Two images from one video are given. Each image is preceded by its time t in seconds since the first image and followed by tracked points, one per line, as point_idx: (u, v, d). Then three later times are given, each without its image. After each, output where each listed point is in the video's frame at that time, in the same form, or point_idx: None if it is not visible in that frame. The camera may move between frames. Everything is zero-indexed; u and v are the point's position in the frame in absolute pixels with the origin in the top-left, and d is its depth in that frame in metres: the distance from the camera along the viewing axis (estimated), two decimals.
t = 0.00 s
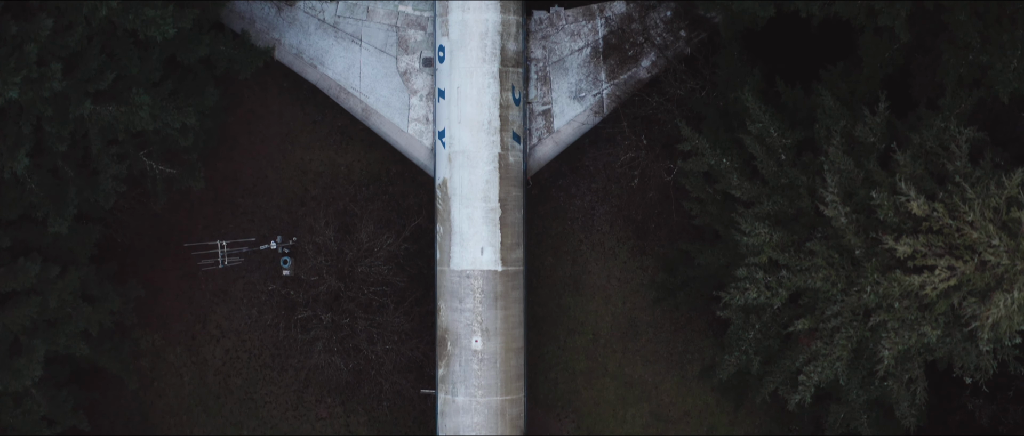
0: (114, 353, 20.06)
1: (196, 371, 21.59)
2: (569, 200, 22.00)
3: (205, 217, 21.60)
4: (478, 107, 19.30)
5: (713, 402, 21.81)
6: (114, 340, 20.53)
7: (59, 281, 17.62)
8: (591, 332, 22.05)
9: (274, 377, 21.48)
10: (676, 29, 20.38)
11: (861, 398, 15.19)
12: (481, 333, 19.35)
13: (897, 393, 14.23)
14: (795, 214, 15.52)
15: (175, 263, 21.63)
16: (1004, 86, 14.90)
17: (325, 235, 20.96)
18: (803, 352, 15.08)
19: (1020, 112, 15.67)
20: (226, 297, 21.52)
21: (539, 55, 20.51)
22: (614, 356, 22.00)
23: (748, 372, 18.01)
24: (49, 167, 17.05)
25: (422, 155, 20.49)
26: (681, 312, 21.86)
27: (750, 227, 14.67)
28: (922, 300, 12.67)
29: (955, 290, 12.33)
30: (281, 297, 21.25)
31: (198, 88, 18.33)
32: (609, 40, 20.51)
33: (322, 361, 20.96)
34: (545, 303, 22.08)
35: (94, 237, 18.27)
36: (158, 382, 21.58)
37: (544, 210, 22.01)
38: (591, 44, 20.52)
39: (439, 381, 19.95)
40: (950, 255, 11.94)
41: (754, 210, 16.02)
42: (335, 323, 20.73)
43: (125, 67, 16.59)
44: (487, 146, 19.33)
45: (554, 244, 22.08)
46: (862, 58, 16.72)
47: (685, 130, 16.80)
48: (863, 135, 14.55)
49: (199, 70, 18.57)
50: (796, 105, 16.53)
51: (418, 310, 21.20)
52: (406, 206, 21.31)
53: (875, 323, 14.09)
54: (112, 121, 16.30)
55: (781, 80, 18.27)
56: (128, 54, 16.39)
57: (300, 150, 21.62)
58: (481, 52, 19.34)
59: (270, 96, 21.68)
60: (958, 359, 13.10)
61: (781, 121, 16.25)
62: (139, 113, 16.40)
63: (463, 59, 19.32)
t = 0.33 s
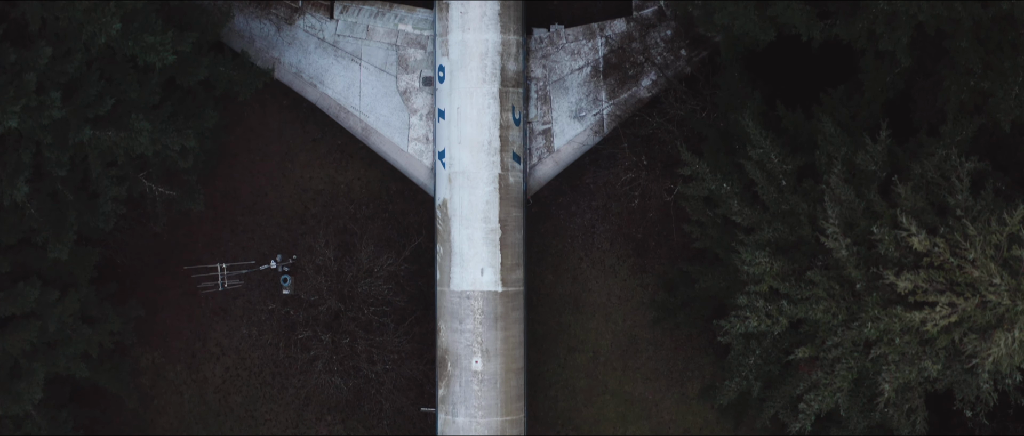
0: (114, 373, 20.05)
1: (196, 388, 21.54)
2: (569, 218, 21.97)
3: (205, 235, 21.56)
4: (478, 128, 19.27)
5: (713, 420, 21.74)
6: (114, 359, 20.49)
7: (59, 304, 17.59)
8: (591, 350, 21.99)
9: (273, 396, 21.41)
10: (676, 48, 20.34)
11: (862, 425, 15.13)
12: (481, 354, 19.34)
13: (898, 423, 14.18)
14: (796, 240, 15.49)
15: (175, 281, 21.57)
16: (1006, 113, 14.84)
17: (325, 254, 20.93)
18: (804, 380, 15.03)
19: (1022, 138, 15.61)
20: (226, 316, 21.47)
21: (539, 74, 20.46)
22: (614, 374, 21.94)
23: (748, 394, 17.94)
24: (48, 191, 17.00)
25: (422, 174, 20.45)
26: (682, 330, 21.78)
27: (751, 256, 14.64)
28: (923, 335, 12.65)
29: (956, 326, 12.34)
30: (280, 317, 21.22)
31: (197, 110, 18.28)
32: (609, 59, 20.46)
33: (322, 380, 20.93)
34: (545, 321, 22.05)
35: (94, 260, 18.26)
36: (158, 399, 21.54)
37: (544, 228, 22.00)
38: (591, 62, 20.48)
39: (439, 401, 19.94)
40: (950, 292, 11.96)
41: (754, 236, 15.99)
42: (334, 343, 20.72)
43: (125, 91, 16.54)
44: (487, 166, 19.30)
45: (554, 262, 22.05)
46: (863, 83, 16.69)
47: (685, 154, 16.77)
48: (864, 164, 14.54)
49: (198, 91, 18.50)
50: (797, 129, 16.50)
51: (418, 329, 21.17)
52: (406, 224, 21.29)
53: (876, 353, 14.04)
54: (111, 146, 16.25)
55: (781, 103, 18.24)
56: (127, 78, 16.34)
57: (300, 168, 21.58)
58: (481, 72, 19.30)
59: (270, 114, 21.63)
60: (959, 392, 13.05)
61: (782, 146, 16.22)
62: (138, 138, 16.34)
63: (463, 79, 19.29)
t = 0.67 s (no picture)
0: (114, 393, 20.03)
1: (196, 406, 21.50)
2: (569, 236, 21.95)
3: (205, 253, 21.51)
4: (478, 148, 19.24)
5: None
6: (114, 379, 20.45)
7: (60, 327, 17.58)
8: (592, 367, 21.95)
9: (273, 413, 21.36)
10: (677, 67, 20.31)
11: None
12: (481, 374, 19.34)
13: None
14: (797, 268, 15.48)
15: (175, 299, 21.52)
16: (1008, 141, 14.79)
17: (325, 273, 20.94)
18: (805, 407, 15.00)
19: None
20: (226, 334, 21.41)
21: (539, 93, 20.41)
22: (615, 392, 21.90)
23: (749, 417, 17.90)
24: (48, 215, 16.95)
25: (422, 194, 20.43)
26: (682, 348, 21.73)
27: (752, 285, 14.65)
28: (924, 370, 12.66)
29: (958, 362, 12.36)
30: (280, 336, 21.18)
31: (197, 132, 18.23)
32: (610, 78, 20.44)
33: (322, 398, 20.92)
34: (545, 339, 22.02)
35: (94, 282, 18.23)
36: (158, 417, 21.51)
37: (544, 245, 21.97)
38: (591, 82, 20.44)
39: (439, 421, 19.95)
40: (951, 328, 11.98)
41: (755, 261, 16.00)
42: (334, 361, 20.69)
43: (123, 116, 16.48)
44: (487, 187, 19.27)
45: (553, 280, 22.01)
46: (864, 106, 16.66)
47: (686, 179, 16.74)
48: (865, 191, 14.53)
49: (198, 112, 18.45)
50: (798, 153, 16.49)
51: (418, 347, 21.16)
52: (406, 242, 21.29)
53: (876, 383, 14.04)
54: (111, 171, 16.21)
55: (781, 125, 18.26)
56: (127, 103, 16.28)
57: (300, 186, 21.55)
58: (481, 92, 19.27)
59: (269, 132, 21.58)
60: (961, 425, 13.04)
61: (783, 171, 16.20)
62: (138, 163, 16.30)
63: (463, 100, 19.26)
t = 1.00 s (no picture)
0: (115, 413, 19.96)
1: (196, 424, 21.42)
2: (570, 254, 21.91)
3: (205, 271, 21.44)
4: (478, 169, 19.20)
5: None
6: (114, 398, 20.37)
7: (59, 350, 17.53)
8: (592, 386, 21.87)
9: (274, 432, 21.31)
10: (677, 87, 20.27)
11: None
12: (481, 395, 19.32)
13: None
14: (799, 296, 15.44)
15: (175, 317, 21.43)
16: (1011, 170, 14.72)
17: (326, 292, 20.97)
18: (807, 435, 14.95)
19: None
20: (226, 352, 21.32)
21: (540, 112, 20.35)
22: (615, 410, 21.81)
23: None
24: (48, 238, 16.90)
25: (423, 213, 20.40)
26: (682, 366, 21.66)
27: (754, 315, 14.68)
28: (926, 405, 12.72)
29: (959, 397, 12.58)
30: (281, 356, 21.12)
31: (197, 154, 18.19)
32: (610, 98, 20.39)
33: (323, 417, 20.92)
34: (546, 357, 21.93)
35: (94, 304, 18.19)
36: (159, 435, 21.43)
37: (544, 263, 21.90)
38: (592, 101, 20.39)
39: None
40: (953, 364, 12.08)
41: (757, 287, 16.00)
42: (335, 380, 20.66)
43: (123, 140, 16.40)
44: (487, 208, 19.24)
45: (554, 298, 21.94)
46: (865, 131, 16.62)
47: (687, 203, 16.67)
48: (867, 220, 14.51)
49: (197, 134, 18.39)
50: (800, 177, 16.47)
51: (418, 365, 21.14)
52: (406, 260, 21.28)
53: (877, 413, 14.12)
54: (111, 196, 16.15)
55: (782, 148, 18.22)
56: (127, 127, 16.23)
57: (300, 204, 21.52)
58: (482, 113, 19.23)
59: (269, 151, 21.54)
60: None
61: (784, 197, 16.16)
62: (138, 188, 16.23)
63: (463, 120, 19.22)
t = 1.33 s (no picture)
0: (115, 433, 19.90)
1: None
2: (570, 271, 21.85)
3: (205, 289, 21.39)
4: (479, 190, 19.18)
5: None
6: (114, 417, 20.32)
7: (60, 374, 17.47)
8: (592, 403, 21.80)
9: None
10: (678, 106, 20.24)
11: None
12: (482, 416, 19.33)
13: None
14: (800, 322, 15.43)
15: (175, 335, 21.36)
16: (1012, 198, 14.70)
17: (327, 311, 20.95)
18: None
19: None
20: (227, 370, 21.30)
21: (540, 131, 20.30)
22: (616, 428, 21.76)
23: None
24: (49, 262, 16.85)
25: (423, 233, 20.38)
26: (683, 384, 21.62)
27: (755, 343, 14.69)
28: None
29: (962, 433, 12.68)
30: (281, 376, 21.13)
31: (198, 176, 18.17)
32: (610, 117, 20.36)
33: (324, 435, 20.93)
34: (546, 375, 21.83)
35: (95, 326, 18.15)
36: None
37: (544, 281, 21.84)
38: (592, 120, 20.35)
39: None
40: (955, 399, 12.35)
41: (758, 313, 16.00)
42: (336, 400, 20.67)
43: (121, 165, 16.30)
44: (488, 228, 19.23)
45: (554, 316, 21.87)
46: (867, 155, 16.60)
47: (688, 227, 16.63)
48: (869, 248, 14.52)
49: (198, 155, 18.33)
50: (802, 201, 16.46)
51: (419, 383, 21.15)
52: (407, 278, 21.28)
53: None
54: (112, 221, 16.09)
55: (784, 169, 18.20)
56: (127, 152, 16.19)
57: (300, 222, 21.49)
58: (482, 133, 19.21)
59: (269, 169, 21.50)
60: None
61: (785, 222, 16.14)
62: (139, 213, 16.17)
63: (463, 141, 19.20)
